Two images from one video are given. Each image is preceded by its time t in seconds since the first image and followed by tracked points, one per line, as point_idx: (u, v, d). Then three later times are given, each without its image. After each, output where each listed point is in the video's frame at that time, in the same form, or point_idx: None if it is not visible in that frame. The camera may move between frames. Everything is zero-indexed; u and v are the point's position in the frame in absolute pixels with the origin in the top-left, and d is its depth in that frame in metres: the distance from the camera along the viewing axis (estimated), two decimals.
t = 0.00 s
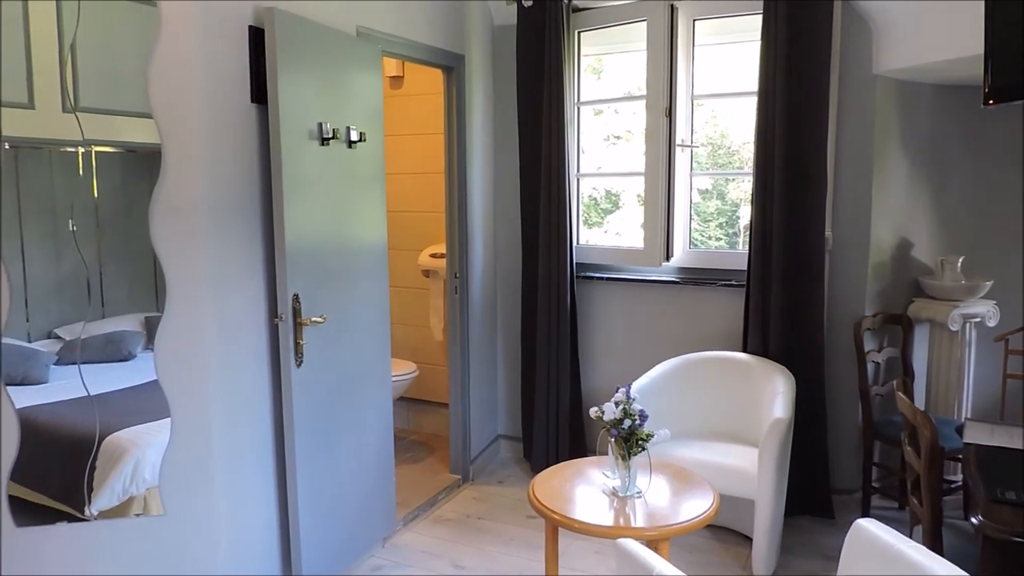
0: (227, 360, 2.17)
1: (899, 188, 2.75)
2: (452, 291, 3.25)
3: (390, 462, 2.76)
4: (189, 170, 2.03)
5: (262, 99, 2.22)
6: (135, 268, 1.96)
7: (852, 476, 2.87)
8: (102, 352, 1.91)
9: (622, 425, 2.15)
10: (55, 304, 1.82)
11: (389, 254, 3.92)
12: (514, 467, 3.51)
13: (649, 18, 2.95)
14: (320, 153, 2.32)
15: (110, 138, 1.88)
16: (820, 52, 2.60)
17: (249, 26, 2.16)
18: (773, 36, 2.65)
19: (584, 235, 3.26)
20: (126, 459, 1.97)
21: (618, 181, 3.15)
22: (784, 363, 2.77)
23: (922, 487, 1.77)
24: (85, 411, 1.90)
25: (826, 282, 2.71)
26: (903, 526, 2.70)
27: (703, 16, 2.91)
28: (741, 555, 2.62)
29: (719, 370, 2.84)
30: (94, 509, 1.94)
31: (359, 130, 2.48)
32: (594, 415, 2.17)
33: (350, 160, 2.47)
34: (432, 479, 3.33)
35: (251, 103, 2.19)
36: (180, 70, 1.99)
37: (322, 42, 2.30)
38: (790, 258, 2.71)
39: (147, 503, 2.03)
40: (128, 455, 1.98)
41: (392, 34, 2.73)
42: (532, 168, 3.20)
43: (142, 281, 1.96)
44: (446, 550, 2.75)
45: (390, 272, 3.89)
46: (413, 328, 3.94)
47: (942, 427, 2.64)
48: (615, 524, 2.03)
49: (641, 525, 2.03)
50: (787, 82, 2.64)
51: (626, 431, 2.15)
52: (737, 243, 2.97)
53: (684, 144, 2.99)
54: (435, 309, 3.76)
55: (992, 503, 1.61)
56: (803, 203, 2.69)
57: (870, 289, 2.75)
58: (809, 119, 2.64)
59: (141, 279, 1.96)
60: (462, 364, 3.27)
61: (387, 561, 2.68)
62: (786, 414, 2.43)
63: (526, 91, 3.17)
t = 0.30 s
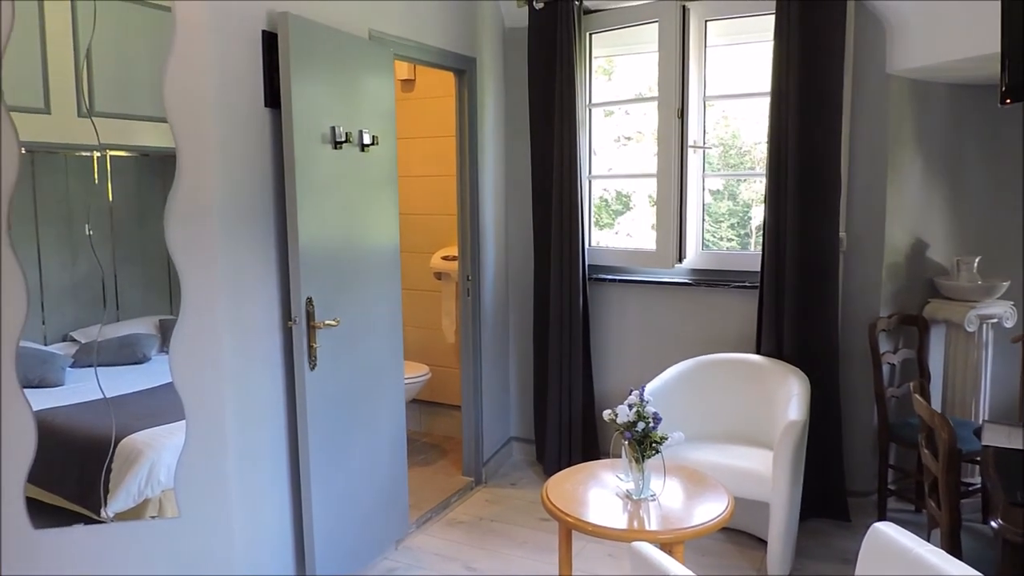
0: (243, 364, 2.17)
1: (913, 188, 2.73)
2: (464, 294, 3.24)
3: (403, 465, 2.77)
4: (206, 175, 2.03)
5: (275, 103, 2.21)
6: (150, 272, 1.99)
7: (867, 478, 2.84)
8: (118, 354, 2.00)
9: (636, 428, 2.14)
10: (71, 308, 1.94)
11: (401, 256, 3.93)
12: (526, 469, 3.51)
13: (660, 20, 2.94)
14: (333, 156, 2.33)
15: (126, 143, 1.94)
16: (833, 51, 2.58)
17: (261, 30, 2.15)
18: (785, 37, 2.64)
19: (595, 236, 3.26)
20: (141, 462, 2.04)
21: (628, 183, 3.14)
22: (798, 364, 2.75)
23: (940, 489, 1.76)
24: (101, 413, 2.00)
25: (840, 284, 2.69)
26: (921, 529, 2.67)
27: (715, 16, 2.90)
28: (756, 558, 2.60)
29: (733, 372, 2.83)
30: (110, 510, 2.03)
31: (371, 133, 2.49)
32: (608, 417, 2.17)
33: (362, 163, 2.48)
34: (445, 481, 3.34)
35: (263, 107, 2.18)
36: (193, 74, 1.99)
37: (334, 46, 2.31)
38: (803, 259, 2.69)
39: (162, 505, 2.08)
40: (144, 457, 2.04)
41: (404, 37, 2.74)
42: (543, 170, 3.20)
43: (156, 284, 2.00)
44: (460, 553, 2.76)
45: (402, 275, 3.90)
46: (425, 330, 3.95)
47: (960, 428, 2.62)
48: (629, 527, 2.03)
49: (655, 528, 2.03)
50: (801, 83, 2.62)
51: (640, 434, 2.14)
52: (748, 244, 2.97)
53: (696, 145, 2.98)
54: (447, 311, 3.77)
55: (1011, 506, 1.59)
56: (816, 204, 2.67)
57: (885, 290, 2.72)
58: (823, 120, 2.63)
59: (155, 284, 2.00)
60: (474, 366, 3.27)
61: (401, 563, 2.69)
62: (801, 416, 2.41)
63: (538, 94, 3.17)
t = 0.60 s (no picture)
0: (260, 368, 2.19)
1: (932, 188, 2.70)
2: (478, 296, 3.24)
3: (418, 469, 2.77)
4: (224, 180, 2.04)
5: (291, 108, 2.22)
6: (168, 277, 2.02)
7: (886, 481, 2.81)
8: (135, 357, 2.01)
9: (652, 431, 2.13)
10: (89, 311, 1.95)
11: (415, 259, 3.95)
12: (541, 472, 3.50)
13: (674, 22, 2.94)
14: (348, 160, 2.34)
15: (142, 148, 1.96)
16: (847, 53, 2.57)
17: (277, 35, 2.16)
18: (800, 39, 2.62)
19: (608, 239, 3.25)
20: (159, 466, 2.06)
21: (641, 184, 3.14)
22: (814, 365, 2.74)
23: (962, 493, 1.73)
24: (120, 416, 2.01)
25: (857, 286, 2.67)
26: (941, 533, 2.64)
27: (729, 17, 2.88)
28: (773, 561, 2.59)
29: (749, 374, 2.81)
30: (129, 513, 2.05)
31: (386, 137, 2.50)
32: (623, 420, 2.16)
33: (377, 167, 2.48)
34: (460, 484, 3.34)
35: (279, 111, 2.19)
36: (209, 79, 2.00)
37: (349, 50, 2.32)
38: (819, 261, 2.68)
39: (180, 507, 2.10)
40: (162, 461, 2.06)
41: (417, 41, 2.74)
42: (557, 174, 3.19)
43: (172, 288, 2.02)
44: (475, 556, 2.76)
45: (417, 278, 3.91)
46: (439, 333, 3.96)
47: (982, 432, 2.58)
48: (646, 530, 2.02)
49: (671, 531, 2.02)
50: (816, 83, 2.61)
51: (656, 437, 2.13)
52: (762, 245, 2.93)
53: (711, 146, 2.96)
54: (461, 314, 3.77)
55: None
56: (832, 206, 2.65)
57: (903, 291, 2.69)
58: (839, 121, 2.61)
59: (172, 289, 2.02)
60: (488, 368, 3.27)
61: (416, 565, 2.69)
62: (818, 419, 2.40)
63: (553, 98, 3.17)
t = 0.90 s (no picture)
0: (273, 368, 2.20)
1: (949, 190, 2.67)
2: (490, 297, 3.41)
3: (429, 470, 2.78)
4: (237, 182, 2.07)
5: (306, 109, 2.25)
6: (183, 277, 2.01)
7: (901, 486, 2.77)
8: (150, 357, 1.98)
9: (665, 433, 2.13)
10: (105, 311, 1.92)
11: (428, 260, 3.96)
12: (553, 474, 3.41)
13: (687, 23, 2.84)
14: (361, 161, 2.35)
15: (157, 148, 1.94)
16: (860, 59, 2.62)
17: (293, 39, 2.19)
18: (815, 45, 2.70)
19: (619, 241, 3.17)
20: (173, 465, 2.06)
21: (655, 186, 3.03)
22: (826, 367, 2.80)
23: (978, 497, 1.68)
24: (135, 417, 1.99)
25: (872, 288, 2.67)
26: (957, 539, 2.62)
27: (744, 19, 2.85)
28: (785, 565, 2.58)
29: (765, 377, 2.95)
30: (142, 512, 2.06)
31: (399, 138, 2.50)
32: (636, 423, 2.15)
33: (390, 168, 2.49)
34: (471, 486, 3.34)
35: (295, 113, 2.22)
36: (224, 81, 2.02)
37: (362, 52, 2.32)
38: (832, 263, 2.76)
39: (193, 506, 2.11)
40: (176, 460, 2.06)
41: (431, 43, 2.75)
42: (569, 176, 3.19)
43: (185, 288, 2.02)
44: (486, 557, 2.76)
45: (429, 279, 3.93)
46: (452, 334, 3.97)
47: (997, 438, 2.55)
48: (657, 533, 2.02)
49: (684, 534, 2.01)
50: (831, 91, 2.70)
51: (669, 439, 2.13)
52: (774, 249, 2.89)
53: (724, 148, 2.94)
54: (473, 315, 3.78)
55: None
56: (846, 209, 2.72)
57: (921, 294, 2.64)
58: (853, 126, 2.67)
59: (186, 290, 2.02)
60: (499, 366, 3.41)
61: (428, 566, 2.70)
62: (831, 422, 2.38)
63: (565, 100, 3.17)
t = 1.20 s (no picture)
0: (291, 370, 2.20)
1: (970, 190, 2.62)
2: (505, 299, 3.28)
3: (444, 471, 2.78)
4: (257, 185, 2.07)
5: (322, 112, 2.24)
6: (200, 280, 2.05)
7: (921, 490, 2.73)
8: (167, 359, 2.05)
9: (682, 435, 2.11)
10: (124, 315, 1.99)
11: (444, 262, 3.97)
12: (567, 476, 3.49)
13: (703, 25, 2.90)
14: (378, 163, 2.36)
15: (175, 154, 2.00)
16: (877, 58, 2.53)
17: (310, 43, 2.19)
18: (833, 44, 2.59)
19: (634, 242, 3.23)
20: (191, 465, 2.10)
21: (667, 188, 3.14)
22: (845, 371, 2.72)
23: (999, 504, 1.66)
24: (154, 417, 2.06)
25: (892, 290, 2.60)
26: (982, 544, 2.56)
27: (758, 20, 2.84)
28: (804, 569, 2.56)
29: (781, 379, 2.81)
30: (161, 512, 2.09)
31: (415, 141, 2.51)
32: (652, 426, 2.15)
33: (406, 170, 2.50)
34: (487, 488, 3.35)
35: (312, 117, 2.21)
36: (243, 84, 2.03)
37: (378, 56, 2.34)
38: (851, 268, 2.64)
39: (211, 506, 2.13)
40: (194, 461, 2.10)
41: (446, 46, 2.76)
42: (586, 177, 3.19)
43: (203, 289, 2.06)
44: (501, 559, 2.76)
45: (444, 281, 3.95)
46: (467, 337, 3.98)
47: None
48: (674, 536, 2.01)
49: (701, 538, 2.00)
50: (848, 89, 2.57)
51: (685, 442, 2.12)
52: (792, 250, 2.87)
53: (740, 149, 2.92)
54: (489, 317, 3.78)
55: None
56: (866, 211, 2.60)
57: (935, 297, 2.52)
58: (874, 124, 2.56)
59: (203, 293, 2.06)
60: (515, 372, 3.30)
61: (444, 568, 2.70)
62: (850, 426, 2.36)
63: (581, 101, 3.16)
